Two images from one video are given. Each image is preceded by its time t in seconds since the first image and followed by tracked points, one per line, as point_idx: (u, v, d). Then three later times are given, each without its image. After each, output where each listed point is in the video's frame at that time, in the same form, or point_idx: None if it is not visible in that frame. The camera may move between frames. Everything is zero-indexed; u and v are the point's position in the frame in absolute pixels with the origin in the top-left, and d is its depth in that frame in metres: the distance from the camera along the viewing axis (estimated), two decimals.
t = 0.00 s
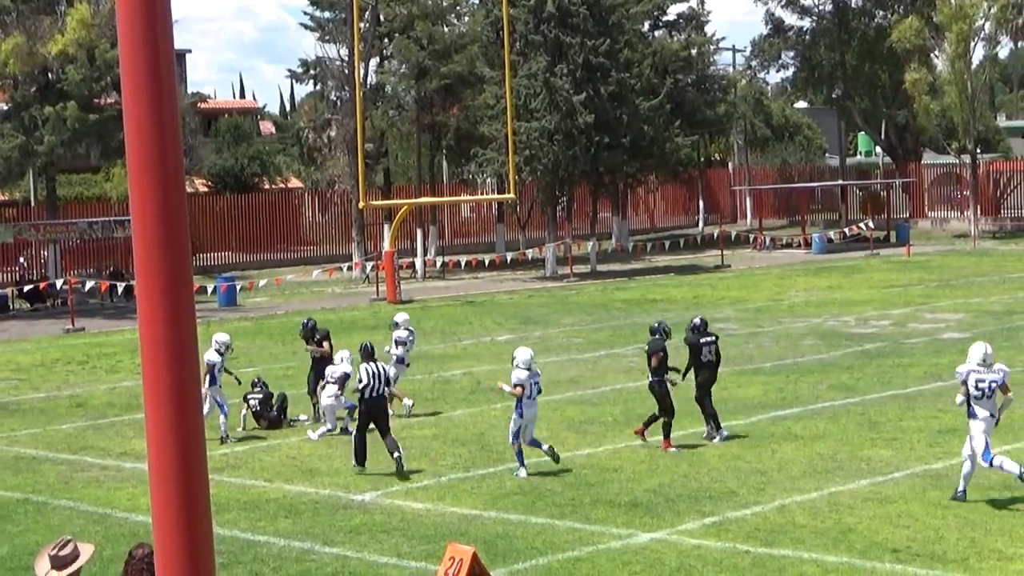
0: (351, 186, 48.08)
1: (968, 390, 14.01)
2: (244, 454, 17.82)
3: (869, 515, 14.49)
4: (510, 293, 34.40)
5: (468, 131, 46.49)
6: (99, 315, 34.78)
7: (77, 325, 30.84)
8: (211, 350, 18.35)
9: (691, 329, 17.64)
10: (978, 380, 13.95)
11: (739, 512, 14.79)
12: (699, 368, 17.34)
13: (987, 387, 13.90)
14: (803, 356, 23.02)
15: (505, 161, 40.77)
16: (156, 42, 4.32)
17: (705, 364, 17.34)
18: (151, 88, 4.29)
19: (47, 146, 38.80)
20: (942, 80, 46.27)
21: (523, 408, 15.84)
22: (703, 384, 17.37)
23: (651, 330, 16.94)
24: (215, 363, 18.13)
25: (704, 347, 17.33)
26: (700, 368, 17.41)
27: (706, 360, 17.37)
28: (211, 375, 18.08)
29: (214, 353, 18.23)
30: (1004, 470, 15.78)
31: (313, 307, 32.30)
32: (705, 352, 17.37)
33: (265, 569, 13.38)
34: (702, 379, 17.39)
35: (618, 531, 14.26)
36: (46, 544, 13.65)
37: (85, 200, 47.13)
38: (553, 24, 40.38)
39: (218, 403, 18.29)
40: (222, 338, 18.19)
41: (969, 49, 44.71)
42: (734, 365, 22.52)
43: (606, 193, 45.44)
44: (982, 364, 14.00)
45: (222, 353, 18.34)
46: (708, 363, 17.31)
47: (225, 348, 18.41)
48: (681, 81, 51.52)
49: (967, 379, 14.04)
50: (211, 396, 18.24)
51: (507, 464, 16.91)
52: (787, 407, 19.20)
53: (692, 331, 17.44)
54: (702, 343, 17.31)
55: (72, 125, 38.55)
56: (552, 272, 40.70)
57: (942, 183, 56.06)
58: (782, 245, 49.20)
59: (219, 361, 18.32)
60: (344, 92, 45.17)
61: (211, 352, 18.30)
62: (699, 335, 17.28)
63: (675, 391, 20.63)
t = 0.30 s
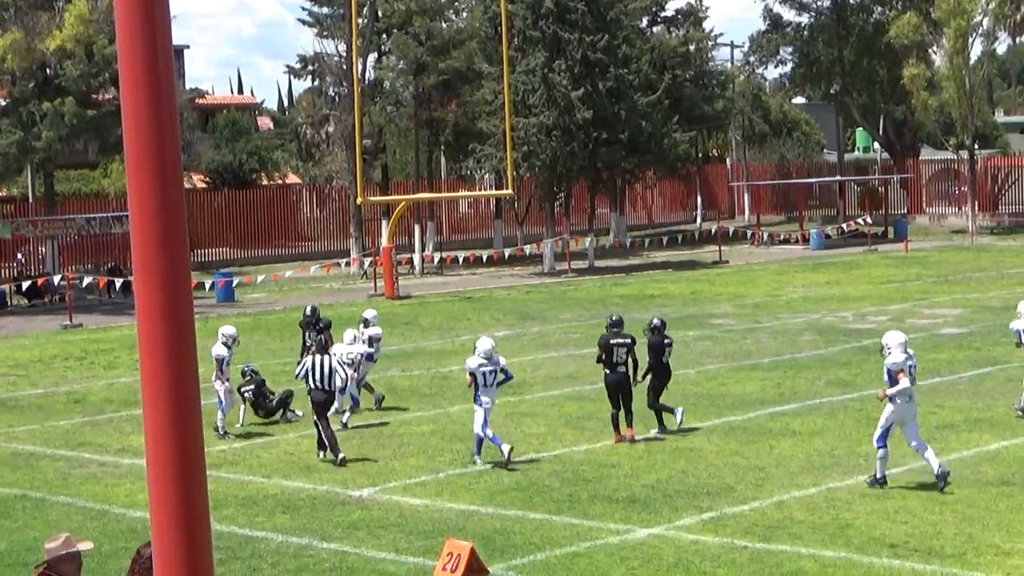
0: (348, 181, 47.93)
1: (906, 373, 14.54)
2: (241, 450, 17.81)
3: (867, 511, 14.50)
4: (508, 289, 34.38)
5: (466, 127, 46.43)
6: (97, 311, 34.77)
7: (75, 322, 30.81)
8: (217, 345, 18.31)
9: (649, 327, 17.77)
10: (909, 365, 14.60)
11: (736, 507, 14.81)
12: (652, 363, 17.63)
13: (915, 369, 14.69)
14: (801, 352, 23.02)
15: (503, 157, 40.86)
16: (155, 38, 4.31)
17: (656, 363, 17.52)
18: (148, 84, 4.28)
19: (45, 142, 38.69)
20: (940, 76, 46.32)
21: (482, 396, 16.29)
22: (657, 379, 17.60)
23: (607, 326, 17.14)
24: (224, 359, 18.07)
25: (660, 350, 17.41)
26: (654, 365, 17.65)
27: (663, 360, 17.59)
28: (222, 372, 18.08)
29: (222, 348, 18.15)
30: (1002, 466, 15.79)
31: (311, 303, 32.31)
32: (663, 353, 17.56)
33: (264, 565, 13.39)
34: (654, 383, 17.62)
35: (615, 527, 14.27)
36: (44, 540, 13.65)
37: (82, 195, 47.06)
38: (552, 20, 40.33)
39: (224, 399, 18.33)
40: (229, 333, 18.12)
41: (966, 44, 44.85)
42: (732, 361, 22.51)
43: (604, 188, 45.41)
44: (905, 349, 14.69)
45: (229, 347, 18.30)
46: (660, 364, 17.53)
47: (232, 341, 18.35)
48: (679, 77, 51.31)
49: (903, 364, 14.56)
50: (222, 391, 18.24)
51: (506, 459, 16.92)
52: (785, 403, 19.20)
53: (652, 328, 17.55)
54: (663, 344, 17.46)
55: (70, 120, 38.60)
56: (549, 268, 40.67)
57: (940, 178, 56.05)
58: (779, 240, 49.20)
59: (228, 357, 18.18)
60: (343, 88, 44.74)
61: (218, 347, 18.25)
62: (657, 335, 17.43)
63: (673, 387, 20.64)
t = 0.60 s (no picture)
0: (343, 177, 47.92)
1: (813, 368, 15.18)
2: (237, 447, 17.81)
3: (862, 506, 14.53)
4: (503, 285, 34.38)
5: (461, 123, 46.55)
6: (92, 308, 34.75)
7: (70, 318, 30.80)
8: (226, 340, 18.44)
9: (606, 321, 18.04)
10: (818, 360, 15.15)
11: (731, 503, 14.83)
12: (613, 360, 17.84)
13: (829, 364, 15.13)
14: (796, 347, 23.05)
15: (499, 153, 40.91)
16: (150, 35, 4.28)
17: (619, 354, 17.36)
18: (143, 84, 4.26)
19: (39, 138, 38.59)
20: (935, 71, 46.42)
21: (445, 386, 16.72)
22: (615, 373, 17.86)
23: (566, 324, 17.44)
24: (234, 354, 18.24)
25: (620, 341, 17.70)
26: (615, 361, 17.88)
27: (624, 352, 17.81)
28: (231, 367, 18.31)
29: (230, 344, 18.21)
30: (996, 461, 15.82)
31: (306, 299, 32.31)
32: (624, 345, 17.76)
33: (259, 562, 13.39)
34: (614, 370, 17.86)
35: (611, 523, 14.29)
36: (39, 538, 13.65)
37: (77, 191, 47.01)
38: (546, 17, 40.37)
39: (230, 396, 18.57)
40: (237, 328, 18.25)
41: (961, 40, 44.82)
42: (726, 357, 22.54)
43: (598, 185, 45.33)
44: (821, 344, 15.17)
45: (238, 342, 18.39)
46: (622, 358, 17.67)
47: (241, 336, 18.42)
48: (674, 73, 51.52)
49: (811, 359, 15.18)
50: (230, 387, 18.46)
51: (501, 456, 16.92)
52: (781, 398, 19.24)
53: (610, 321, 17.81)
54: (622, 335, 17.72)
55: (65, 117, 38.61)
56: (544, 264, 40.62)
57: (934, 174, 56.11)
58: (774, 236, 49.27)
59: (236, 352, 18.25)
60: (338, 84, 44.52)
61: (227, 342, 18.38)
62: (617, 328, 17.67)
63: (668, 382, 20.66)
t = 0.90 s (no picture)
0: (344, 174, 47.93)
1: (758, 363, 15.43)
2: (238, 444, 17.82)
3: (863, 503, 14.53)
4: (504, 283, 34.36)
5: (462, 120, 46.27)
6: (93, 306, 34.78)
7: (71, 316, 30.82)
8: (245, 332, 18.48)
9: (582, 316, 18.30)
10: (764, 357, 15.40)
11: (733, 500, 14.83)
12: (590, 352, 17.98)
13: (773, 362, 15.41)
14: (798, 344, 23.02)
15: (500, 150, 41.06)
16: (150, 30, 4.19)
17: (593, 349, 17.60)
18: (144, 78, 4.17)
19: (41, 136, 38.63)
20: (936, 68, 46.47)
21: (418, 379, 17.07)
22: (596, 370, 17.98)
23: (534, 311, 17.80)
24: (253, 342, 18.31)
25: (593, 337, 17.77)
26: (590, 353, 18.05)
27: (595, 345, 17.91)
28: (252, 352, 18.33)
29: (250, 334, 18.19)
30: (998, 458, 15.81)
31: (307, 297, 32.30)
32: (597, 337, 17.84)
33: (260, 560, 13.39)
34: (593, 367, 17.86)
35: (612, 520, 14.29)
36: (41, 535, 13.66)
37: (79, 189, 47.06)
38: (548, 14, 40.40)
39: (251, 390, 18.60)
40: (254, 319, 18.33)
41: (962, 37, 44.69)
42: (728, 354, 22.52)
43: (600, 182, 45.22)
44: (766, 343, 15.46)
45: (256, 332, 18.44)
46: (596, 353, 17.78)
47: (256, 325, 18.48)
48: (676, 70, 51.25)
49: (756, 356, 15.41)
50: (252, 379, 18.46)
51: (502, 453, 16.91)
52: (782, 395, 19.23)
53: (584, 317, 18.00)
54: (592, 329, 17.74)
55: (66, 115, 38.51)
56: (546, 261, 40.59)
57: (936, 171, 56.06)
58: (775, 233, 49.27)
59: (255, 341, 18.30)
60: (339, 82, 44.36)
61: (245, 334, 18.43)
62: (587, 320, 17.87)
63: (670, 379, 20.65)
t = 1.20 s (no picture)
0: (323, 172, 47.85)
1: (681, 362, 15.64)
2: (217, 442, 17.76)
3: (842, 500, 14.53)
4: (483, 280, 34.35)
5: (441, 117, 46.13)
6: (73, 305, 34.68)
7: (49, 315, 30.74)
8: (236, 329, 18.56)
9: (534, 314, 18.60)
10: (686, 354, 15.61)
11: (712, 496, 14.83)
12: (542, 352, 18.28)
13: (695, 358, 15.67)
14: (776, 341, 23.07)
15: (479, 148, 41.06)
16: (125, 8, 3.87)
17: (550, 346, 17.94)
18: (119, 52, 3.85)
19: (18, 134, 38.41)
20: (913, 66, 46.64)
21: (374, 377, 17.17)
22: (547, 365, 18.35)
23: (484, 317, 17.99)
24: (250, 338, 18.43)
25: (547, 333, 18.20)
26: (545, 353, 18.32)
27: (552, 342, 18.27)
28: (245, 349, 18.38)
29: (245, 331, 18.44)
30: (976, 453, 15.84)
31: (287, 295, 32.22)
32: (552, 334, 18.21)
33: (238, 558, 13.36)
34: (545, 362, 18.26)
35: (591, 517, 14.28)
36: (18, 534, 13.61)
37: (59, 189, 46.86)
38: (527, 11, 40.44)
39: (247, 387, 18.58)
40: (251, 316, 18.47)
41: (940, 34, 44.93)
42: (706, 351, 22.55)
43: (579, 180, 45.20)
44: (689, 339, 15.63)
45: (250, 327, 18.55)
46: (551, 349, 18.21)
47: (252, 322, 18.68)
48: (655, 68, 51.41)
49: (680, 353, 15.61)
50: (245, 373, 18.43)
51: (480, 450, 16.89)
52: (760, 391, 19.25)
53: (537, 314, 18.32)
54: (549, 325, 18.14)
55: (44, 112, 38.37)
56: (525, 258, 40.58)
57: (914, 167, 56.21)
58: (754, 230, 49.37)
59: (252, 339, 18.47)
60: (317, 79, 44.62)
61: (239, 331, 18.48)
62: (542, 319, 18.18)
63: (647, 376, 20.66)
